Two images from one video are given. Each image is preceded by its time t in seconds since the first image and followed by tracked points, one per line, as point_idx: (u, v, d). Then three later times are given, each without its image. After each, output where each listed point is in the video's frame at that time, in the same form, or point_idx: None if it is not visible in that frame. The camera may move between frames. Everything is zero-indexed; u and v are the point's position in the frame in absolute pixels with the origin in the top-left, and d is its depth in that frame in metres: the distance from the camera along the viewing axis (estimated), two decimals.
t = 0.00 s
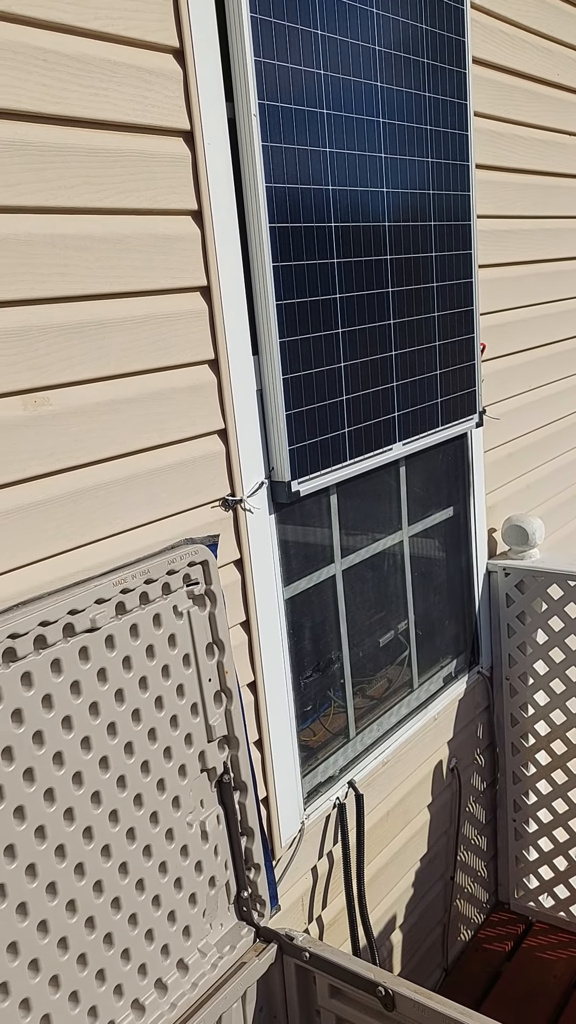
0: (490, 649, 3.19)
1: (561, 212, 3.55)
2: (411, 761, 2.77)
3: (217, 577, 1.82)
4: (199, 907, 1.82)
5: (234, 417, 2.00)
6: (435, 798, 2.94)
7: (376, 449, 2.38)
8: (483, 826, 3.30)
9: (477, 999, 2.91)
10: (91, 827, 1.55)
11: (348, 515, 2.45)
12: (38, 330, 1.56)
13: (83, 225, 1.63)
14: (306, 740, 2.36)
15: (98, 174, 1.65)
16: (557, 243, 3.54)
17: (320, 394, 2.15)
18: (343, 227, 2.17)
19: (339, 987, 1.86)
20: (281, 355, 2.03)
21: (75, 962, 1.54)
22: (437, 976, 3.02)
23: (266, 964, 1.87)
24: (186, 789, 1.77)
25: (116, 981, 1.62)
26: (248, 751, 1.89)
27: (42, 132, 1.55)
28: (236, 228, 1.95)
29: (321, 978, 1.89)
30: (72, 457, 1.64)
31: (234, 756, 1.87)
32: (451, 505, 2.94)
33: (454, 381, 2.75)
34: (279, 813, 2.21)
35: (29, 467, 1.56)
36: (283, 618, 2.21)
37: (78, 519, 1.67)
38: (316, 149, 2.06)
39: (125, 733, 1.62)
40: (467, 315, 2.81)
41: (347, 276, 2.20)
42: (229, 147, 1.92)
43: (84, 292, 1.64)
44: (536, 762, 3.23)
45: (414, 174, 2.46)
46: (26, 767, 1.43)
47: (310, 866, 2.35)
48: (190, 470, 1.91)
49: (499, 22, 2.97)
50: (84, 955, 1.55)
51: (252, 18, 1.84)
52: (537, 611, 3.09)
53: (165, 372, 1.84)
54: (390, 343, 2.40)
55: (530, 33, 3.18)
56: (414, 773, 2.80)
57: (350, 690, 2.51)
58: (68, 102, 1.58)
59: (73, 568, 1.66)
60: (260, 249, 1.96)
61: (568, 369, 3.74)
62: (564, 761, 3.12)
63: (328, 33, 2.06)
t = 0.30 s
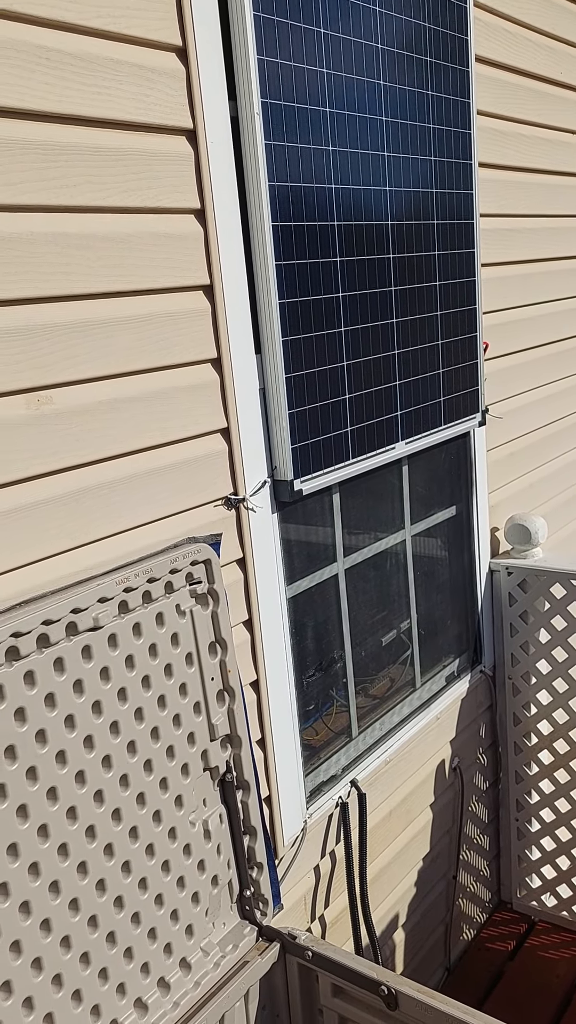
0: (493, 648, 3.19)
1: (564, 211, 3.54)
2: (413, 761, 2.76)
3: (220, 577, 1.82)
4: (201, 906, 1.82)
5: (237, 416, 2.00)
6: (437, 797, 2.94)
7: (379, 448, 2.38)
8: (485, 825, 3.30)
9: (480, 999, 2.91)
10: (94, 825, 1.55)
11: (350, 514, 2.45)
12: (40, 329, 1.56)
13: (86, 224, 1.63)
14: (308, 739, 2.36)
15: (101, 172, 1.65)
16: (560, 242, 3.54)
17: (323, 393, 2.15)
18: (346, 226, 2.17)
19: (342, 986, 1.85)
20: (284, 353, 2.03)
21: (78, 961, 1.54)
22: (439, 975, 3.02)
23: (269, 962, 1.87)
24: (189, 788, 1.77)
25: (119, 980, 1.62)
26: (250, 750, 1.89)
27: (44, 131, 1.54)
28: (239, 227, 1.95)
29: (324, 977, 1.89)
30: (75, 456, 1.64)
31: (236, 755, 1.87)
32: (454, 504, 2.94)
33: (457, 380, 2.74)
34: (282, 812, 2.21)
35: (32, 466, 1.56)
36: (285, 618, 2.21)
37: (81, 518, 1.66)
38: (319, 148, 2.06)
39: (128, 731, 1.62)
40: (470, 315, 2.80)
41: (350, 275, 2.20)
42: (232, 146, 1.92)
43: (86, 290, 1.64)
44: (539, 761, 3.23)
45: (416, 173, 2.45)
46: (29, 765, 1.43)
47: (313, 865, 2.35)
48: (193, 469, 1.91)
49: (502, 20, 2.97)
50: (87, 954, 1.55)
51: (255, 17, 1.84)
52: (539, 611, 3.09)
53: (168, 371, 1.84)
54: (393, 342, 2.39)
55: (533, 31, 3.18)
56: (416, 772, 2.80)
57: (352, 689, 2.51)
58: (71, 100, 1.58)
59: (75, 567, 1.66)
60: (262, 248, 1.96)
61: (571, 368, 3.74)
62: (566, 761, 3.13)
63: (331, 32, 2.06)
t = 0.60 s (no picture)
0: (493, 647, 3.19)
1: (565, 210, 3.54)
2: (414, 760, 2.76)
3: (220, 576, 1.82)
4: (201, 906, 1.82)
5: (237, 415, 2.00)
6: (437, 797, 2.94)
7: (380, 447, 2.38)
8: (486, 825, 3.30)
9: (480, 999, 2.90)
10: (94, 825, 1.55)
11: (351, 514, 2.44)
12: (41, 328, 1.56)
13: (87, 223, 1.63)
14: (308, 739, 2.36)
15: (101, 171, 1.65)
16: (561, 241, 3.54)
17: (324, 392, 2.15)
18: (346, 224, 2.16)
19: (342, 986, 1.85)
20: (285, 352, 2.02)
21: (78, 961, 1.54)
22: (439, 975, 3.02)
23: (269, 962, 1.87)
24: (189, 787, 1.77)
25: (119, 979, 1.62)
26: (250, 750, 1.89)
27: (45, 129, 1.54)
28: (239, 225, 1.95)
29: (324, 977, 1.88)
30: (75, 456, 1.64)
31: (237, 754, 1.87)
32: (455, 503, 2.93)
33: (458, 379, 2.74)
34: (282, 812, 2.21)
35: (32, 465, 1.56)
36: (286, 617, 2.21)
37: (81, 518, 1.66)
38: (320, 147, 2.06)
39: (128, 731, 1.62)
40: (471, 314, 2.80)
41: (351, 275, 2.20)
42: (233, 144, 1.92)
43: (86, 289, 1.64)
44: (539, 761, 3.23)
45: (417, 171, 2.45)
46: (29, 765, 1.43)
47: (313, 864, 2.35)
48: (193, 469, 1.91)
49: (504, 19, 2.97)
50: (87, 953, 1.55)
51: (255, 16, 1.84)
52: (540, 610, 3.09)
53: (168, 370, 1.84)
54: (393, 341, 2.39)
55: (534, 29, 3.17)
56: (416, 772, 2.80)
57: (353, 689, 2.51)
58: (71, 99, 1.57)
59: (76, 566, 1.66)
60: (263, 247, 1.96)
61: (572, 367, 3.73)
62: (567, 761, 3.13)
63: (331, 31, 2.05)
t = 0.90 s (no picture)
0: (495, 646, 3.19)
1: (567, 209, 3.53)
2: (415, 759, 2.76)
3: (222, 576, 1.81)
4: (203, 905, 1.81)
5: (239, 414, 1.99)
6: (439, 796, 2.94)
7: (382, 446, 2.38)
8: (487, 824, 3.30)
9: (481, 998, 2.90)
10: (96, 824, 1.55)
11: (353, 513, 2.44)
12: (43, 327, 1.56)
13: (89, 222, 1.63)
14: (310, 738, 2.36)
15: (104, 170, 1.65)
16: (563, 240, 3.53)
17: (325, 391, 2.15)
18: (348, 223, 2.16)
19: (344, 986, 1.85)
20: (287, 352, 2.02)
21: (79, 960, 1.53)
22: (440, 974, 3.02)
23: (270, 962, 1.87)
24: (190, 787, 1.77)
25: (121, 979, 1.62)
26: (252, 749, 1.89)
27: (47, 128, 1.54)
28: (241, 224, 1.95)
29: (326, 977, 1.88)
30: (77, 455, 1.64)
31: (238, 754, 1.87)
32: (456, 502, 2.93)
33: (459, 378, 2.74)
34: (283, 811, 2.21)
35: (34, 465, 1.56)
36: (287, 617, 2.20)
37: (83, 517, 1.66)
38: (322, 146, 2.06)
39: (129, 730, 1.61)
40: (473, 313, 2.80)
41: (353, 273, 2.19)
42: (235, 143, 1.91)
43: (89, 288, 1.63)
44: (541, 760, 3.22)
45: (419, 170, 2.45)
46: (31, 764, 1.42)
47: (315, 863, 2.35)
48: (195, 468, 1.90)
49: (506, 18, 2.96)
50: (89, 952, 1.55)
51: (257, 14, 1.84)
52: (541, 610, 3.08)
53: (170, 369, 1.84)
54: (395, 341, 2.39)
55: (536, 28, 3.17)
56: (417, 771, 2.80)
57: (354, 688, 2.51)
58: (74, 98, 1.57)
59: (77, 565, 1.65)
60: (265, 246, 1.96)
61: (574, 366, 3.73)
62: (568, 760, 3.13)
63: (334, 29, 2.05)
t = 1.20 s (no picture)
0: (496, 646, 3.19)
1: (569, 209, 3.53)
2: (416, 759, 2.76)
3: (224, 575, 1.82)
4: (205, 903, 1.82)
5: (241, 413, 2.00)
6: (440, 796, 2.94)
7: (383, 446, 2.38)
8: (488, 824, 3.30)
9: (482, 997, 2.91)
10: (99, 822, 1.56)
11: (355, 513, 2.44)
12: (45, 327, 1.56)
13: (92, 221, 1.63)
14: (311, 737, 2.37)
15: (107, 170, 1.65)
16: (565, 240, 3.53)
17: (328, 391, 2.15)
18: (350, 222, 2.16)
19: (346, 984, 1.85)
20: (289, 352, 2.02)
21: (82, 958, 1.54)
22: (441, 973, 3.02)
23: (272, 961, 1.87)
24: (193, 785, 1.77)
25: (123, 977, 1.62)
26: (254, 747, 1.89)
27: (50, 128, 1.54)
28: (244, 224, 1.95)
29: (327, 975, 1.88)
30: (80, 454, 1.64)
31: (240, 752, 1.87)
32: (458, 502, 2.94)
33: (461, 378, 2.74)
34: (285, 810, 2.21)
35: (37, 464, 1.56)
36: (289, 616, 2.21)
37: (86, 516, 1.66)
38: (324, 146, 2.06)
39: (132, 729, 1.62)
40: (474, 312, 2.80)
41: (355, 273, 2.20)
42: (237, 142, 1.92)
43: (92, 288, 1.64)
44: (542, 759, 3.23)
45: (422, 170, 2.45)
46: (34, 762, 1.43)
47: (316, 862, 2.35)
48: (197, 467, 1.91)
49: (508, 17, 2.96)
50: (91, 951, 1.56)
51: (261, 13, 1.84)
52: (542, 609, 3.08)
53: (173, 369, 1.84)
54: (397, 340, 2.39)
55: (538, 28, 3.17)
56: (419, 771, 2.80)
57: (356, 687, 2.51)
58: (77, 98, 1.58)
59: (80, 565, 1.66)
60: (268, 245, 1.96)
61: None
62: (570, 760, 3.13)
63: (336, 29, 2.05)
